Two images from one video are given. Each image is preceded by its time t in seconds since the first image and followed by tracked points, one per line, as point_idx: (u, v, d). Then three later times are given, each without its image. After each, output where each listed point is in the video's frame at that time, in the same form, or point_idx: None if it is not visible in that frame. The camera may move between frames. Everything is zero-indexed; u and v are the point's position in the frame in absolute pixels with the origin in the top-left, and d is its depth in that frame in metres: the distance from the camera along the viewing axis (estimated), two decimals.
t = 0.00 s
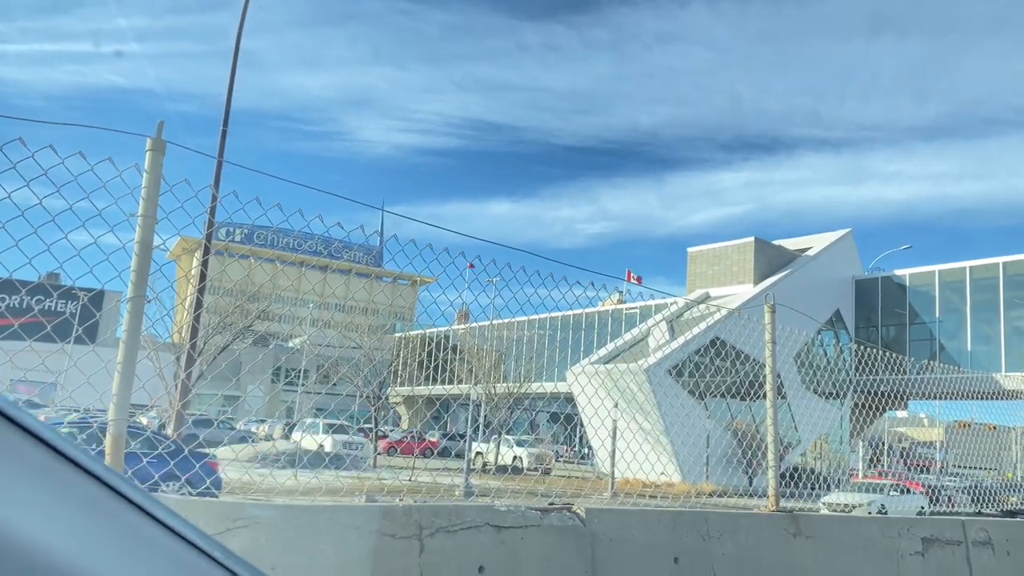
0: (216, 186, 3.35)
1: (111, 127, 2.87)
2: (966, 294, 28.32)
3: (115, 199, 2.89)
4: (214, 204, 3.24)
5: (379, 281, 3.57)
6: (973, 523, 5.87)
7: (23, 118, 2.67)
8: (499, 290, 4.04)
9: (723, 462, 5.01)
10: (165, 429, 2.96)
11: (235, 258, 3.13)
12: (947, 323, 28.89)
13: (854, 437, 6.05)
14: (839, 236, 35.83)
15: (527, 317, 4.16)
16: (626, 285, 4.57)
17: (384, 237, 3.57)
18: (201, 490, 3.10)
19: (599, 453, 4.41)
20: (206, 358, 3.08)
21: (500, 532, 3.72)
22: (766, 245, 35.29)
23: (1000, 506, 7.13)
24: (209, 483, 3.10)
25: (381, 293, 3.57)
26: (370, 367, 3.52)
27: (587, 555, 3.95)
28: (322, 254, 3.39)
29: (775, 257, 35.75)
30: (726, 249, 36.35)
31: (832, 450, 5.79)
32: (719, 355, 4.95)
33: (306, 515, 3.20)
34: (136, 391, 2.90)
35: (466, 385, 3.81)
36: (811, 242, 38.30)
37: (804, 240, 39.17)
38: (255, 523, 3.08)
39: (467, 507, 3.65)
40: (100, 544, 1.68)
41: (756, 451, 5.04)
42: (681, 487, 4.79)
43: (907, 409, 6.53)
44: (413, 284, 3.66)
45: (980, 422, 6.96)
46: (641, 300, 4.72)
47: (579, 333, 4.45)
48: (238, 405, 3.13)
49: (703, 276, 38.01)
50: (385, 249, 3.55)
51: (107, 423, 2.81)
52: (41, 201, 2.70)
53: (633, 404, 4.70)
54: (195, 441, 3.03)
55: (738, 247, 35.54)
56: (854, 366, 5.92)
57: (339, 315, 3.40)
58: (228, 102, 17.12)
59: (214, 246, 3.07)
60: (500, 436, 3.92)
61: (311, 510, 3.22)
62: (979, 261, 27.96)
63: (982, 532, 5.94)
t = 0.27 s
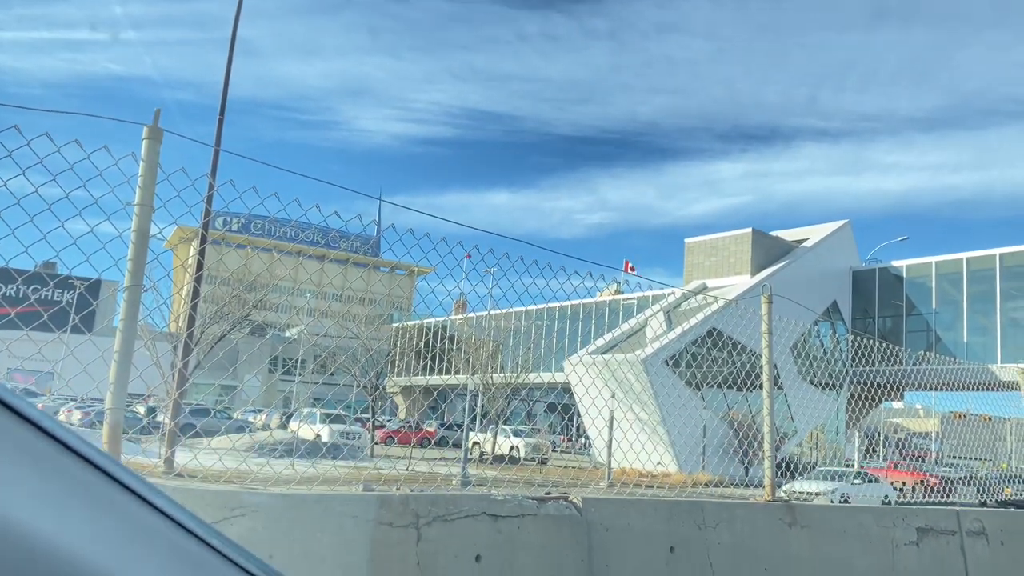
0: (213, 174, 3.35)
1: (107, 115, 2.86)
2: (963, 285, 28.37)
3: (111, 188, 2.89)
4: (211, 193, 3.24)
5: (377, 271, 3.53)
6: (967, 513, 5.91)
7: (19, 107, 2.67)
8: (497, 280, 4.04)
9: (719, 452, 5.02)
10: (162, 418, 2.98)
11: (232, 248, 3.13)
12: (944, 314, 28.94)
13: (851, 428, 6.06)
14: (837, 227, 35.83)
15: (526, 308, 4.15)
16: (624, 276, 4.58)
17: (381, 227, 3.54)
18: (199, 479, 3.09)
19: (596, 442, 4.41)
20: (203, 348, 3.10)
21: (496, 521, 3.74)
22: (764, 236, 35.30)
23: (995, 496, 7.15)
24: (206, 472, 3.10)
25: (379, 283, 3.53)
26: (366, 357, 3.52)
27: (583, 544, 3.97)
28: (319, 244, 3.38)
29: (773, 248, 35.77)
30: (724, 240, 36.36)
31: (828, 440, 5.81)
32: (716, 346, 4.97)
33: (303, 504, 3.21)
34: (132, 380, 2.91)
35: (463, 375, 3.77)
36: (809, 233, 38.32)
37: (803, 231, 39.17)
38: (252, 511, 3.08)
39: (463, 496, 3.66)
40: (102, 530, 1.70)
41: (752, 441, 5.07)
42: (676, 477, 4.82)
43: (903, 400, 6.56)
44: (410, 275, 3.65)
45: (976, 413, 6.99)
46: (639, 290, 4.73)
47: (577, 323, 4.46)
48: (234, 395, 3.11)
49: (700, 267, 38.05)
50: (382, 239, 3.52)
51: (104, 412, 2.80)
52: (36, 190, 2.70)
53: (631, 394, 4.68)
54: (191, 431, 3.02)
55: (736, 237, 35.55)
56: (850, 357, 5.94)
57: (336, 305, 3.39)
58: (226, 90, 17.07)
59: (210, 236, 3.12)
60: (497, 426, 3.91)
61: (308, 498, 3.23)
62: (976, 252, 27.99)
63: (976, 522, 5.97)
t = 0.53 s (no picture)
0: (208, 157, 3.33)
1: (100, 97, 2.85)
2: (957, 271, 28.45)
3: (105, 171, 2.89)
4: (206, 176, 3.23)
5: (373, 256, 3.57)
6: (958, 496, 5.97)
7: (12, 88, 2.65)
8: (493, 265, 4.03)
9: (714, 436, 5.09)
10: (158, 401, 2.99)
11: (229, 231, 3.15)
12: (939, 300, 29.04)
13: (845, 413, 6.09)
14: (834, 213, 35.82)
15: (522, 292, 4.19)
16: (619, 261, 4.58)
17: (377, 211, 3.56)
18: (194, 461, 3.08)
19: (591, 426, 4.45)
20: (199, 332, 3.09)
21: (491, 503, 3.77)
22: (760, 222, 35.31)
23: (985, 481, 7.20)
24: (202, 455, 3.09)
25: (374, 267, 3.57)
26: (363, 341, 3.52)
27: (577, 527, 4.00)
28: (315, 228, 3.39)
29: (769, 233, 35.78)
30: (720, 226, 36.36)
31: (821, 424, 5.86)
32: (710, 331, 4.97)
33: (299, 486, 3.23)
34: (127, 362, 2.93)
35: (459, 360, 3.79)
36: (805, 219, 38.34)
37: (800, 217, 39.17)
38: (248, 493, 3.11)
39: (458, 479, 3.69)
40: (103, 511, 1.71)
41: (746, 425, 5.09)
42: (670, 461, 4.89)
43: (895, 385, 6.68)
44: (406, 259, 3.66)
45: (968, 398, 7.04)
46: (634, 276, 4.73)
47: (572, 308, 4.46)
48: (231, 377, 3.14)
49: (696, 253, 38.07)
50: (378, 223, 3.54)
51: (99, 393, 2.81)
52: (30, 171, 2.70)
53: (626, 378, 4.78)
54: (187, 414, 3.03)
55: (733, 223, 35.56)
56: (844, 342, 5.97)
57: (332, 289, 3.42)
58: (222, 74, 16.97)
59: (207, 220, 3.06)
60: (493, 410, 3.92)
61: (305, 480, 3.25)
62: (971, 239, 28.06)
63: (967, 506, 6.03)
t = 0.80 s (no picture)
0: (200, 134, 3.30)
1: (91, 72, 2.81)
2: (951, 253, 28.50)
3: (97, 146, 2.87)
4: (199, 153, 3.20)
5: (366, 236, 3.52)
6: (949, 476, 6.02)
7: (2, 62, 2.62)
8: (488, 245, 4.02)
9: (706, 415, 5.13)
10: (152, 379, 2.97)
11: (222, 210, 3.14)
12: (932, 282, 29.13)
13: (836, 393, 6.15)
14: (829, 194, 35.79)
15: (515, 273, 4.14)
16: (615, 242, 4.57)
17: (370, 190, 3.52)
18: (187, 439, 3.06)
19: (583, 406, 4.49)
20: (193, 311, 3.07)
21: (485, 481, 3.79)
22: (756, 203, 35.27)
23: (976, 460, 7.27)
24: (196, 433, 3.09)
25: (367, 246, 3.53)
26: (357, 321, 3.53)
27: (571, 504, 4.03)
28: (308, 208, 3.36)
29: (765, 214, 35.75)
30: (716, 207, 36.30)
31: (813, 405, 5.89)
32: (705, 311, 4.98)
33: (294, 463, 3.24)
34: (120, 340, 2.93)
35: (454, 341, 3.84)
36: (800, 200, 38.31)
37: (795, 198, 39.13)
38: (243, 470, 3.11)
39: (453, 456, 3.71)
40: (100, 483, 1.73)
41: (738, 405, 5.12)
42: (664, 440, 4.90)
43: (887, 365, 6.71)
44: (400, 240, 3.63)
45: (959, 379, 7.08)
46: (629, 257, 4.71)
47: (566, 289, 4.47)
48: (225, 356, 3.14)
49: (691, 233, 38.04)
50: (371, 202, 3.50)
51: (93, 370, 2.80)
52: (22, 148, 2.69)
53: (620, 358, 4.75)
54: (181, 392, 3.03)
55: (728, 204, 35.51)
56: (838, 323, 5.97)
57: (326, 269, 3.41)
58: (214, 50, 16.78)
59: (199, 198, 3.07)
60: (487, 390, 3.96)
61: (299, 457, 3.25)
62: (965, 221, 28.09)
63: (957, 485, 6.09)
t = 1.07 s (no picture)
0: (192, 110, 3.27)
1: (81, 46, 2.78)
2: (944, 232, 28.56)
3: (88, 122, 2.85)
4: (191, 128, 3.17)
5: (359, 213, 3.54)
6: (938, 453, 6.09)
7: None
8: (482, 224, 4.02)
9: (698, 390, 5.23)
10: (145, 356, 2.98)
11: (214, 187, 3.11)
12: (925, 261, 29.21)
13: (829, 371, 6.17)
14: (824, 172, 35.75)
15: (509, 252, 4.17)
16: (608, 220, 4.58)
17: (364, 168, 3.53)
18: (180, 416, 3.04)
19: (577, 384, 4.53)
20: (185, 289, 3.06)
21: (478, 457, 3.81)
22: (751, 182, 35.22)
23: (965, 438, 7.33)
24: (189, 410, 3.05)
25: (361, 224, 3.54)
26: (350, 298, 3.53)
27: (564, 480, 4.06)
28: (300, 185, 3.32)
29: (759, 193, 35.72)
30: (711, 185, 36.24)
31: (805, 382, 5.95)
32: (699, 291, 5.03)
33: (288, 439, 3.25)
34: (113, 316, 2.92)
35: (448, 319, 3.79)
36: (794, 179, 38.28)
37: (789, 177, 39.09)
38: (237, 446, 3.12)
39: (447, 432, 3.72)
40: (92, 454, 1.51)
41: (731, 383, 5.15)
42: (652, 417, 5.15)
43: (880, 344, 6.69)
44: (394, 218, 3.63)
45: (951, 357, 7.12)
46: (623, 235, 4.72)
47: (560, 267, 4.48)
48: (218, 334, 3.13)
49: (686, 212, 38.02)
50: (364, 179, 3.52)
51: (86, 345, 2.82)
52: (21, 124, 2.75)
53: (613, 336, 4.77)
54: (174, 369, 3.03)
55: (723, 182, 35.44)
56: (829, 301, 6.03)
57: (319, 247, 3.42)
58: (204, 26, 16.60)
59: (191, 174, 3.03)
60: (481, 368, 3.96)
61: (294, 434, 3.27)
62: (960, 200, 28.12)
63: (946, 462, 6.15)
